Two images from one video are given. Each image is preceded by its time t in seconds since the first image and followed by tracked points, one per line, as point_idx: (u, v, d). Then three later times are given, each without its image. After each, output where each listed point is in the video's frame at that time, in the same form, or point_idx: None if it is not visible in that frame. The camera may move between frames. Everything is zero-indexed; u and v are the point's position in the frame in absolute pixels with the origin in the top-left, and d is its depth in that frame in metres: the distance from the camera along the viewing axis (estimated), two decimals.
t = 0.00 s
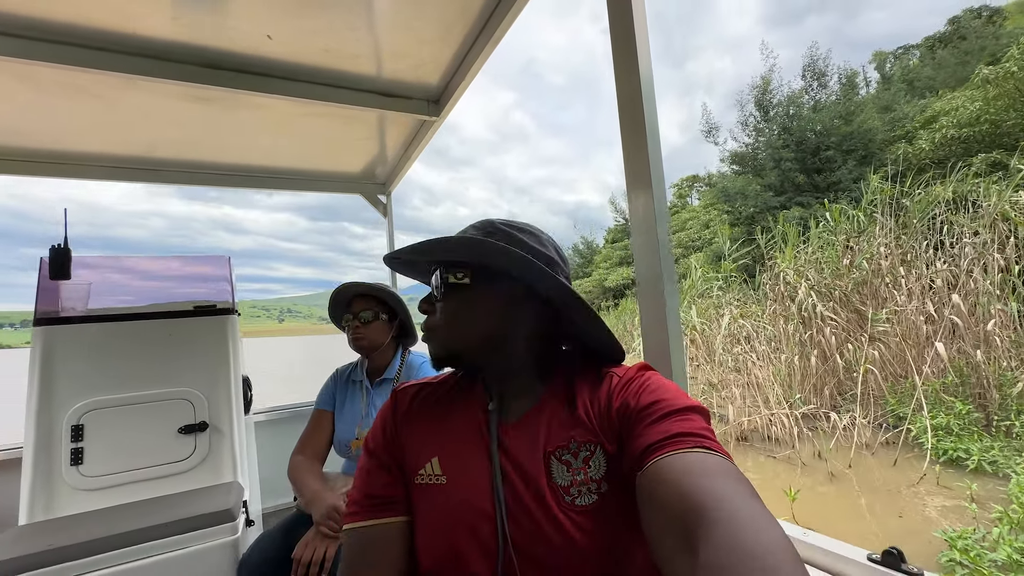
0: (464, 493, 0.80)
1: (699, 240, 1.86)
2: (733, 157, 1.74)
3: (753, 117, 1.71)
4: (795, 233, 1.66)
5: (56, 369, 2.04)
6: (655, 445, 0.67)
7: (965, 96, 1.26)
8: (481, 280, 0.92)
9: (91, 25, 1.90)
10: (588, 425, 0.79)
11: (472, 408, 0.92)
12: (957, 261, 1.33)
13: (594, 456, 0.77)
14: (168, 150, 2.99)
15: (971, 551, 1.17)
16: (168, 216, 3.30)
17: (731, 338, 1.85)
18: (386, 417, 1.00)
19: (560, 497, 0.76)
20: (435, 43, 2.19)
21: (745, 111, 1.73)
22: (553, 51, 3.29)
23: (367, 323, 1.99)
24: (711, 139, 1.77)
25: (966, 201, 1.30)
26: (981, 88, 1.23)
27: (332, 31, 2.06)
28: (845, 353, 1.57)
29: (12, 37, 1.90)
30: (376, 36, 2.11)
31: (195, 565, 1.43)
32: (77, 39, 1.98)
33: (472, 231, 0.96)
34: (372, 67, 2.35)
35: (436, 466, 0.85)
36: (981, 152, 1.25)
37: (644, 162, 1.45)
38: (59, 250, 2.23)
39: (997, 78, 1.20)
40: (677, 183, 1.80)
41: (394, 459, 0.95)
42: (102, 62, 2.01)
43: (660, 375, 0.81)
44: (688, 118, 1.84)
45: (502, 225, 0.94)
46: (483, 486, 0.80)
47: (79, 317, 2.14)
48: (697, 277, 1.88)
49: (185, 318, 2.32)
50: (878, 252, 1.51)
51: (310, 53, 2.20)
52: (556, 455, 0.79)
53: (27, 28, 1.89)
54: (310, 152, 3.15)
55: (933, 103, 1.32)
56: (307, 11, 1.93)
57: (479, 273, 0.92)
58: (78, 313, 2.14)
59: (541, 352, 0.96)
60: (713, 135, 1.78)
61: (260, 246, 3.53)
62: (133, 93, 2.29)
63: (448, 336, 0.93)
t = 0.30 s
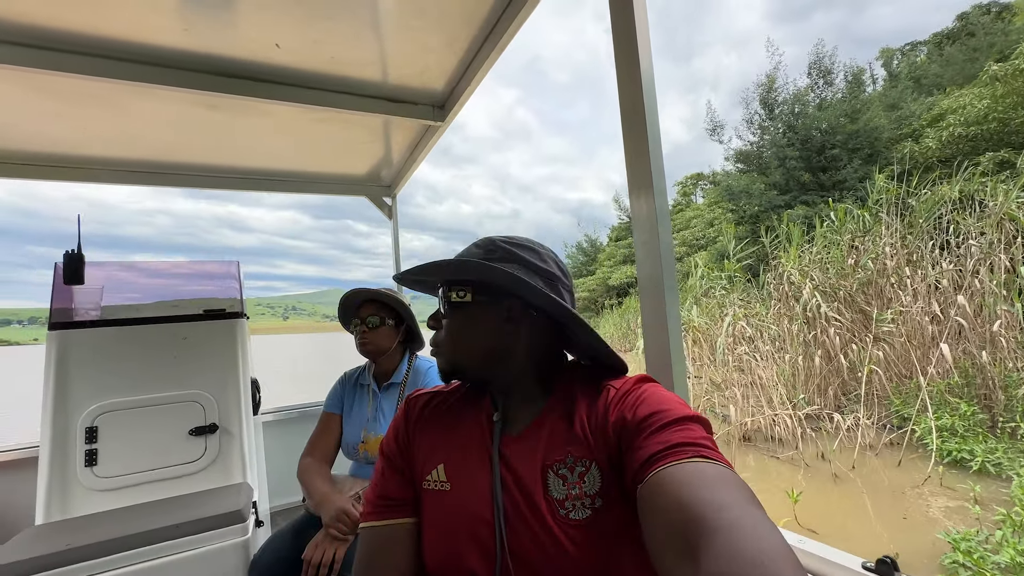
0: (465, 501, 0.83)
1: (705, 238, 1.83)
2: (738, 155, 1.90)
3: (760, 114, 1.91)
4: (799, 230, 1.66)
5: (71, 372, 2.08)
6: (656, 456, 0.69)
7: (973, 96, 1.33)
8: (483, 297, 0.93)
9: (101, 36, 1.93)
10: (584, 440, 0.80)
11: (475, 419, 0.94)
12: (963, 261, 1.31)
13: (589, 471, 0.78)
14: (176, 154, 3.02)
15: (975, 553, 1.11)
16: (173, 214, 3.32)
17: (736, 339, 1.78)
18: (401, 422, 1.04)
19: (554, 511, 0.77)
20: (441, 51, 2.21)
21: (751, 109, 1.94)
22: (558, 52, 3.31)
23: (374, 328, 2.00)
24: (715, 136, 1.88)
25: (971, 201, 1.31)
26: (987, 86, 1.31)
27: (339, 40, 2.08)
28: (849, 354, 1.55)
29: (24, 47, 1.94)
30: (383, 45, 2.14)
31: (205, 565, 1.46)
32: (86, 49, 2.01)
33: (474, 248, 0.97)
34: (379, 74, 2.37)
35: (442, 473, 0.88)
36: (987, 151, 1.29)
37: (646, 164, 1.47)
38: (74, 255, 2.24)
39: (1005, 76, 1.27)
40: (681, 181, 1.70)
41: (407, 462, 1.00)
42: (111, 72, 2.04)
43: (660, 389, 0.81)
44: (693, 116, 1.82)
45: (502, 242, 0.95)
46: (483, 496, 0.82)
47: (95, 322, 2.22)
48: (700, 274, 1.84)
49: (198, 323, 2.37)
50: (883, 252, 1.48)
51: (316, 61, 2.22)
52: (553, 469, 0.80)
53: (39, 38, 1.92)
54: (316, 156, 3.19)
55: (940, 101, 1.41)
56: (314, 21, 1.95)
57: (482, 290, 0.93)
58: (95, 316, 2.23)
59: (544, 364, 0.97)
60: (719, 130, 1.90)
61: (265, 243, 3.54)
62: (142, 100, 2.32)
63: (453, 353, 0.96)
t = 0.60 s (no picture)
0: (464, 514, 0.84)
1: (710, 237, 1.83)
2: (744, 152, 1.78)
3: (765, 111, 1.76)
4: (805, 229, 1.60)
5: (79, 376, 2.11)
6: (650, 471, 0.69)
7: (982, 92, 1.19)
8: (482, 314, 0.93)
9: (106, 42, 1.94)
10: (581, 456, 0.80)
11: (475, 432, 0.95)
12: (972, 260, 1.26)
13: (585, 488, 0.78)
14: (180, 156, 3.03)
15: (979, 557, 1.12)
16: (179, 211, 3.42)
17: (739, 340, 1.77)
18: (405, 432, 1.06)
19: (550, 526, 0.78)
20: (444, 54, 2.21)
21: (757, 105, 1.78)
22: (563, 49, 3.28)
23: (377, 334, 2.01)
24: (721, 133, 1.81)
25: (980, 199, 1.22)
26: (1000, 81, 1.16)
27: (342, 44, 2.08)
28: (855, 354, 1.51)
29: (31, 54, 1.95)
30: (386, 49, 2.14)
31: (210, 569, 1.47)
32: (92, 55, 2.02)
33: (472, 266, 0.98)
34: (383, 77, 2.37)
35: (442, 485, 0.90)
36: (1000, 147, 1.18)
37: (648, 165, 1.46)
38: (80, 260, 2.28)
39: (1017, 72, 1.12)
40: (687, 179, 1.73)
41: (408, 472, 1.01)
42: (117, 77, 2.05)
43: (657, 404, 0.81)
44: (699, 112, 1.80)
45: (500, 259, 0.96)
46: (480, 509, 0.83)
47: (102, 326, 2.24)
48: (703, 271, 1.82)
49: (201, 326, 2.38)
50: (891, 251, 1.43)
51: (320, 65, 2.23)
52: (549, 484, 0.80)
53: (46, 44, 1.93)
54: (320, 158, 3.19)
55: (949, 96, 1.27)
56: (317, 26, 1.94)
57: (480, 308, 0.93)
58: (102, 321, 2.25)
59: (544, 377, 0.96)
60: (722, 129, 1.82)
61: (270, 240, 3.66)
62: (147, 104, 2.33)
63: (453, 370, 0.96)
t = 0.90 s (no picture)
0: (463, 523, 0.84)
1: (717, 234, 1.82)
2: (749, 149, 1.67)
3: (771, 108, 1.65)
4: (812, 229, 1.57)
5: (82, 376, 2.12)
6: (649, 478, 0.68)
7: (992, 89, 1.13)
8: (480, 325, 0.92)
9: (108, 44, 1.94)
10: (579, 466, 0.79)
11: (474, 441, 0.94)
12: (980, 259, 1.23)
13: (583, 498, 0.78)
14: (183, 156, 3.03)
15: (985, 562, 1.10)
16: (184, 208, 3.45)
17: (743, 339, 1.76)
18: (405, 440, 1.06)
19: (549, 536, 0.78)
20: (446, 55, 2.20)
21: (762, 102, 1.67)
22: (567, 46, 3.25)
23: (379, 337, 2.01)
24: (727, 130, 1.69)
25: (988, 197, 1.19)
26: (1009, 78, 1.10)
27: (344, 46, 2.08)
28: (860, 354, 1.48)
29: (33, 56, 1.96)
30: (388, 49, 2.13)
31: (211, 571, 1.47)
32: (96, 56, 2.02)
33: (469, 276, 0.97)
34: (385, 78, 2.36)
35: (441, 494, 0.90)
36: (1010, 144, 1.14)
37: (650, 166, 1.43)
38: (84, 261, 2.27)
39: None
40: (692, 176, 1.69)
41: (409, 481, 1.01)
42: (121, 79, 2.06)
43: (658, 413, 0.81)
44: (702, 107, 1.70)
45: (497, 269, 0.95)
46: (479, 518, 0.83)
47: (105, 327, 2.24)
48: (708, 269, 1.81)
49: (204, 327, 2.39)
50: (898, 250, 1.41)
51: (322, 65, 2.22)
52: (548, 494, 0.80)
53: (48, 46, 1.94)
54: (322, 157, 3.18)
55: (959, 92, 1.21)
56: (319, 27, 1.94)
57: (478, 320, 0.93)
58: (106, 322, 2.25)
59: (543, 386, 0.96)
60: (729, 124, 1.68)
61: (276, 237, 3.66)
62: (149, 105, 2.33)
63: (452, 382, 0.95)
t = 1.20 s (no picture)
0: (464, 521, 0.85)
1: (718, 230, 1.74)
2: (754, 145, 1.64)
3: (776, 104, 1.62)
4: (819, 225, 1.52)
5: (88, 373, 2.14)
6: (650, 476, 0.68)
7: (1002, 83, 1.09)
8: (480, 325, 0.92)
9: (111, 42, 1.95)
10: (579, 465, 0.79)
11: (476, 440, 0.95)
12: (987, 257, 1.22)
13: (584, 497, 0.78)
14: (187, 154, 3.04)
15: (988, 562, 1.08)
16: (190, 206, 3.47)
17: (749, 336, 1.75)
18: (405, 439, 1.07)
19: (550, 535, 0.78)
20: (448, 53, 2.20)
21: (768, 99, 1.64)
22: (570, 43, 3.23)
23: (382, 335, 2.02)
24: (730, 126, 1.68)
25: (997, 194, 1.17)
26: (1020, 72, 1.05)
27: (346, 44, 2.08)
28: (865, 352, 1.49)
29: (37, 55, 1.96)
30: (390, 48, 2.13)
31: (216, 567, 1.49)
32: (99, 55, 2.03)
33: (470, 277, 0.97)
34: (388, 76, 2.36)
35: (442, 494, 0.90)
36: (1018, 141, 1.12)
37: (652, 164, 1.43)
38: (89, 258, 2.25)
39: None
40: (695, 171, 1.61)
41: (410, 479, 1.02)
42: (124, 78, 2.07)
43: (660, 413, 0.80)
44: (707, 105, 1.69)
45: (498, 269, 0.95)
46: (480, 516, 0.84)
47: (110, 325, 2.26)
48: (713, 267, 1.75)
49: (209, 325, 2.40)
50: (904, 248, 1.39)
51: (324, 64, 2.22)
52: (549, 493, 0.80)
53: (51, 45, 1.94)
54: (326, 155, 3.19)
55: (966, 89, 1.16)
56: (320, 26, 1.94)
57: (478, 320, 0.93)
58: (112, 319, 2.27)
59: (544, 386, 0.95)
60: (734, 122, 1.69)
61: (280, 233, 3.67)
62: (153, 103, 2.34)
63: (451, 383, 0.95)
